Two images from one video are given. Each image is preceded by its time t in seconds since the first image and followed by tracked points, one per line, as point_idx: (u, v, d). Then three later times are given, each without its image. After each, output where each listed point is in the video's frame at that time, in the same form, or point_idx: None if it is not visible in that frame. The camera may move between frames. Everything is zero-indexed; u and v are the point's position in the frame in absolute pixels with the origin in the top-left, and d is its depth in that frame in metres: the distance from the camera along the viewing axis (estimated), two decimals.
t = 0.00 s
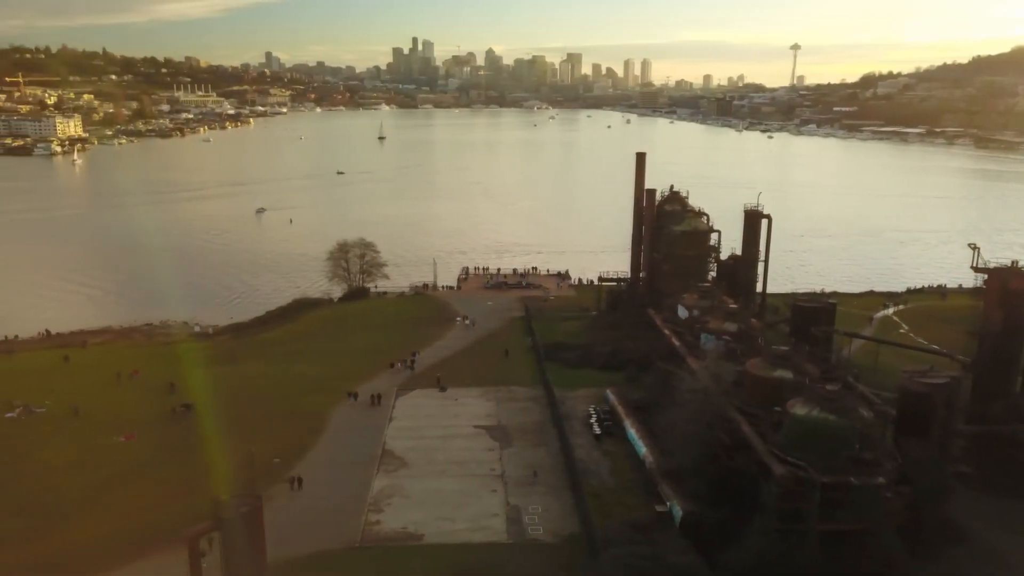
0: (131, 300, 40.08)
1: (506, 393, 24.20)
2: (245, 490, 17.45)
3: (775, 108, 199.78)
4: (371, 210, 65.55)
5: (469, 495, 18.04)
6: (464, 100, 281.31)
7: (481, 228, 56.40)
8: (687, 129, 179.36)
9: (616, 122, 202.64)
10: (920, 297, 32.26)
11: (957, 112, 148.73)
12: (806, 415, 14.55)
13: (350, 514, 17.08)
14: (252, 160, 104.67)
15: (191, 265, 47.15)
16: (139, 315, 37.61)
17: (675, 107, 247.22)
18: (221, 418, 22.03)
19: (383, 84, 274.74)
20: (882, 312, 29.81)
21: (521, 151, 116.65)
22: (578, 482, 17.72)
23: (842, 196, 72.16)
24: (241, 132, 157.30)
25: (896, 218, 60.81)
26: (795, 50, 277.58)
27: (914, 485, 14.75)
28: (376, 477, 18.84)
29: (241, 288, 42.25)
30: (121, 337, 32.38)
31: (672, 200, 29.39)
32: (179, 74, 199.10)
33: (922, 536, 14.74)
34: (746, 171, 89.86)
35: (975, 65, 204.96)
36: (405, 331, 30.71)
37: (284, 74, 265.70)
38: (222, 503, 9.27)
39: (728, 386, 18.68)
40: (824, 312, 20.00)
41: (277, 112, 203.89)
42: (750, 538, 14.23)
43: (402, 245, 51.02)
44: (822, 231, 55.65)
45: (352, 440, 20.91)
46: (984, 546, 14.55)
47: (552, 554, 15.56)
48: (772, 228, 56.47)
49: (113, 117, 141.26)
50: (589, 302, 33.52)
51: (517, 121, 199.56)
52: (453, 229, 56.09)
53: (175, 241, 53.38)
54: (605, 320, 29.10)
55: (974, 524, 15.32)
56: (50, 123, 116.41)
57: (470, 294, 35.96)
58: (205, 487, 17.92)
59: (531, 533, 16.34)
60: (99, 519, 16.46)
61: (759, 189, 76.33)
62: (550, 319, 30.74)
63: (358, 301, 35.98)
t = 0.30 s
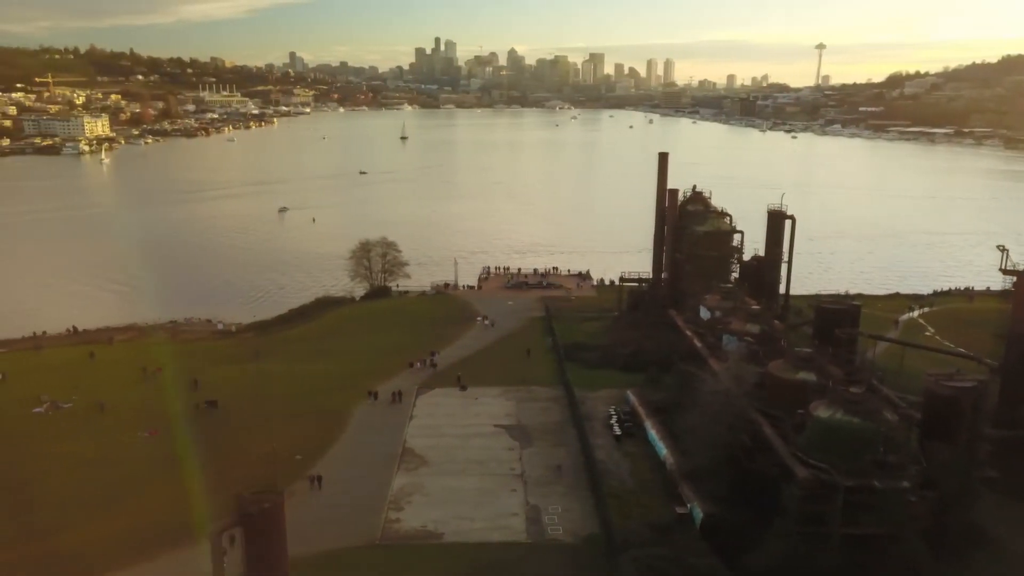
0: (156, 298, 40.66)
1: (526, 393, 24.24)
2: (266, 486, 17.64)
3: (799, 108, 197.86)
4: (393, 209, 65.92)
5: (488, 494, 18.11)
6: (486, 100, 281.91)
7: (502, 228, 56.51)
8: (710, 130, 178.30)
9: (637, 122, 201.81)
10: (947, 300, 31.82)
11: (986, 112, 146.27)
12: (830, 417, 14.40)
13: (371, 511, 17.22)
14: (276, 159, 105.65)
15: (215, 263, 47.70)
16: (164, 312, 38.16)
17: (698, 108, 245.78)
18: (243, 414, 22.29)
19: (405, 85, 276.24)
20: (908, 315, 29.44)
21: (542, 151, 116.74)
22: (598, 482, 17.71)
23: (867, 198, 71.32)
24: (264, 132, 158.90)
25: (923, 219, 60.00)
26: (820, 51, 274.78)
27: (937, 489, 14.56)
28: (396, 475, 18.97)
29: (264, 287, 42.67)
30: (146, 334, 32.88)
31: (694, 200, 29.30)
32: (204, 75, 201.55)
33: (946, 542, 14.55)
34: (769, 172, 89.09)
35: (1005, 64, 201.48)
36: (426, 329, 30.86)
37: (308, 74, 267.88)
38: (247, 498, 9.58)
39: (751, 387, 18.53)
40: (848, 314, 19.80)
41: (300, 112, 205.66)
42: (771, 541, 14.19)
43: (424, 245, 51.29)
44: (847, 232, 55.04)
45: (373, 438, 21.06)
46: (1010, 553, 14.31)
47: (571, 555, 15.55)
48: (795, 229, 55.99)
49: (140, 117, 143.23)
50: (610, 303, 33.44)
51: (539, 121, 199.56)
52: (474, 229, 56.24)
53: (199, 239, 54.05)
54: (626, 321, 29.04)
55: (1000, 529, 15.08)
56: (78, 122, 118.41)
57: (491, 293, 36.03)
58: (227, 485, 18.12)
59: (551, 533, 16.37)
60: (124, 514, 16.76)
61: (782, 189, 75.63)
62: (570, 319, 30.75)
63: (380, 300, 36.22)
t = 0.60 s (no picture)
0: (181, 295, 41.26)
1: (547, 393, 24.26)
2: (288, 483, 17.84)
3: (825, 108, 195.69)
4: (415, 209, 66.21)
5: (508, 494, 18.16)
6: (508, 100, 282.13)
7: (523, 228, 56.58)
8: (733, 130, 176.90)
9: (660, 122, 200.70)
10: (975, 303, 31.35)
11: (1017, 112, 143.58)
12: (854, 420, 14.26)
13: (392, 509, 17.35)
14: (300, 159, 106.63)
15: (239, 262, 48.28)
16: (189, 309, 38.70)
17: (721, 108, 244.00)
18: (266, 412, 22.56)
19: (427, 85, 277.18)
20: (935, 317, 29.06)
21: (564, 151, 116.61)
22: (618, 483, 17.70)
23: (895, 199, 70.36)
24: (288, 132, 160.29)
25: (952, 221, 59.08)
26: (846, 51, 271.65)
27: (964, 494, 14.36)
28: (416, 473, 19.09)
29: (287, 285, 43.11)
30: (171, 331, 33.37)
31: (718, 200, 29.18)
32: (229, 75, 203.82)
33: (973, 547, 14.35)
34: (793, 173, 88.22)
35: None
36: (447, 329, 30.99)
37: (331, 75, 269.88)
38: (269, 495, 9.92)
39: (773, 389, 18.38)
40: (874, 316, 19.54)
41: (323, 112, 207.25)
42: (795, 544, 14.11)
43: (445, 244, 51.48)
44: (873, 234, 54.34)
45: (394, 436, 21.19)
46: None
47: (590, 555, 15.56)
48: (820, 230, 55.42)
49: (165, 117, 145.27)
50: (631, 303, 33.36)
51: (561, 121, 199.31)
52: (495, 229, 56.37)
53: (224, 238, 54.70)
54: (647, 322, 28.97)
55: None
56: (106, 122, 120.43)
57: (512, 293, 36.10)
58: (250, 480, 18.36)
59: (570, 534, 16.38)
60: (147, 509, 17.02)
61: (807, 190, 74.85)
62: (591, 319, 30.74)
63: (402, 299, 36.46)
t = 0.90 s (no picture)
0: (205, 293, 41.80)
1: (568, 393, 24.27)
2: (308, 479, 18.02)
3: (850, 108, 193.49)
4: (437, 208, 66.51)
5: (528, 493, 18.22)
6: (530, 100, 282.22)
7: (545, 228, 56.63)
8: (756, 130, 175.54)
9: (682, 122, 199.89)
10: (1004, 306, 30.85)
11: None
12: (878, 423, 14.06)
13: (412, 507, 17.45)
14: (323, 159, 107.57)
15: (262, 260, 48.81)
16: (213, 307, 39.20)
17: (744, 108, 242.25)
18: (288, 408, 22.79)
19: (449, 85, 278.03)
20: (962, 320, 28.66)
21: (586, 151, 116.49)
22: (638, 484, 17.68)
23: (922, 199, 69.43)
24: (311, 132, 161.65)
25: (981, 222, 58.17)
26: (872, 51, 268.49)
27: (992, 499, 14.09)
28: (436, 472, 19.20)
29: (310, 283, 43.51)
30: (195, 328, 33.85)
31: (741, 201, 29.03)
32: (253, 76, 205.93)
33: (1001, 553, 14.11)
34: (818, 173, 87.37)
35: None
36: (468, 328, 31.09)
37: (354, 75, 271.55)
38: (290, 491, 9.98)
39: (796, 390, 18.21)
40: (899, 318, 19.28)
41: (347, 112, 208.84)
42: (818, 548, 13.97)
43: (467, 244, 51.66)
44: (899, 235, 53.66)
45: (415, 435, 21.32)
46: None
47: (610, 555, 15.56)
48: (845, 231, 54.86)
49: (190, 117, 147.14)
50: (653, 304, 33.26)
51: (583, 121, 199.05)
52: (517, 228, 56.46)
53: (248, 237, 55.34)
54: (669, 322, 28.87)
55: None
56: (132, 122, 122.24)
57: (533, 293, 36.15)
58: (271, 476, 18.57)
59: (590, 534, 16.39)
60: (171, 504, 17.27)
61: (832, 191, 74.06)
62: (613, 320, 30.70)
63: (423, 299, 36.63)
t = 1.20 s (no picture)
0: (229, 291, 42.32)
1: (588, 393, 24.28)
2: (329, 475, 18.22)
3: (876, 108, 191.16)
4: (458, 208, 66.77)
5: (548, 492, 18.27)
6: (552, 100, 282.14)
7: (566, 228, 56.65)
8: (780, 130, 174.06)
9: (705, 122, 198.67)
10: None
11: None
12: (902, 426, 13.92)
13: (432, 505, 17.56)
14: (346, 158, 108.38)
15: (285, 259, 49.30)
16: (237, 305, 39.67)
17: (768, 108, 240.23)
18: (309, 406, 23.04)
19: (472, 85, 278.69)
20: (990, 322, 28.24)
21: (608, 151, 116.28)
22: (658, 485, 17.66)
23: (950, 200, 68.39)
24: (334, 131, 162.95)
25: (1010, 223, 57.22)
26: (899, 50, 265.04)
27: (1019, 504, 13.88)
28: (457, 470, 19.30)
29: (332, 282, 43.89)
30: (219, 326, 34.31)
31: (765, 201, 28.90)
32: (278, 77, 207.97)
33: None
34: (843, 173, 86.49)
35: None
36: (488, 327, 31.20)
37: (377, 75, 273.23)
38: (311, 487, 10.13)
39: (819, 392, 18.08)
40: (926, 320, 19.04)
41: (370, 111, 210.14)
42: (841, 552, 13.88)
43: (488, 243, 51.78)
44: (925, 237, 52.97)
45: (436, 433, 21.44)
46: None
47: (630, 555, 15.57)
48: (870, 232, 54.25)
49: (216, 116, 148.97)
50: (674, 305, 33.14)
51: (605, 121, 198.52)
52: (538, 228, 56.52)
53: (271, 235, 55.95)
54: (690, 323, 28.76)
55: None
56: (159, 121, 123.99)
57: (554, 293, 36.17)
58: (292, 471, 18.81)
59: (610, 534, 16.40)
60: (195, 499, 17.54)
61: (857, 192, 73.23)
62: (634, 320, 30.65)
63: (444, 298, 36.78)
